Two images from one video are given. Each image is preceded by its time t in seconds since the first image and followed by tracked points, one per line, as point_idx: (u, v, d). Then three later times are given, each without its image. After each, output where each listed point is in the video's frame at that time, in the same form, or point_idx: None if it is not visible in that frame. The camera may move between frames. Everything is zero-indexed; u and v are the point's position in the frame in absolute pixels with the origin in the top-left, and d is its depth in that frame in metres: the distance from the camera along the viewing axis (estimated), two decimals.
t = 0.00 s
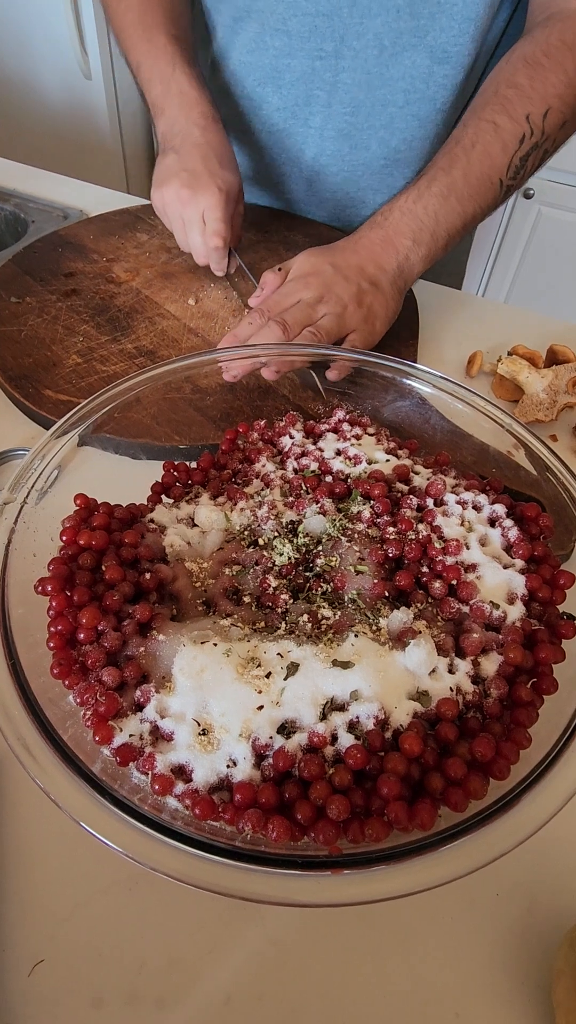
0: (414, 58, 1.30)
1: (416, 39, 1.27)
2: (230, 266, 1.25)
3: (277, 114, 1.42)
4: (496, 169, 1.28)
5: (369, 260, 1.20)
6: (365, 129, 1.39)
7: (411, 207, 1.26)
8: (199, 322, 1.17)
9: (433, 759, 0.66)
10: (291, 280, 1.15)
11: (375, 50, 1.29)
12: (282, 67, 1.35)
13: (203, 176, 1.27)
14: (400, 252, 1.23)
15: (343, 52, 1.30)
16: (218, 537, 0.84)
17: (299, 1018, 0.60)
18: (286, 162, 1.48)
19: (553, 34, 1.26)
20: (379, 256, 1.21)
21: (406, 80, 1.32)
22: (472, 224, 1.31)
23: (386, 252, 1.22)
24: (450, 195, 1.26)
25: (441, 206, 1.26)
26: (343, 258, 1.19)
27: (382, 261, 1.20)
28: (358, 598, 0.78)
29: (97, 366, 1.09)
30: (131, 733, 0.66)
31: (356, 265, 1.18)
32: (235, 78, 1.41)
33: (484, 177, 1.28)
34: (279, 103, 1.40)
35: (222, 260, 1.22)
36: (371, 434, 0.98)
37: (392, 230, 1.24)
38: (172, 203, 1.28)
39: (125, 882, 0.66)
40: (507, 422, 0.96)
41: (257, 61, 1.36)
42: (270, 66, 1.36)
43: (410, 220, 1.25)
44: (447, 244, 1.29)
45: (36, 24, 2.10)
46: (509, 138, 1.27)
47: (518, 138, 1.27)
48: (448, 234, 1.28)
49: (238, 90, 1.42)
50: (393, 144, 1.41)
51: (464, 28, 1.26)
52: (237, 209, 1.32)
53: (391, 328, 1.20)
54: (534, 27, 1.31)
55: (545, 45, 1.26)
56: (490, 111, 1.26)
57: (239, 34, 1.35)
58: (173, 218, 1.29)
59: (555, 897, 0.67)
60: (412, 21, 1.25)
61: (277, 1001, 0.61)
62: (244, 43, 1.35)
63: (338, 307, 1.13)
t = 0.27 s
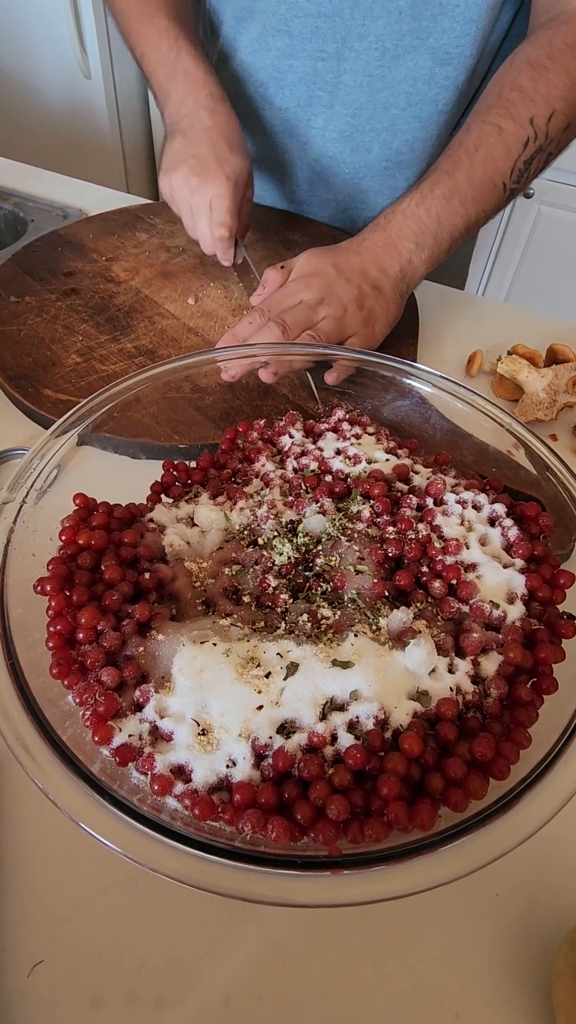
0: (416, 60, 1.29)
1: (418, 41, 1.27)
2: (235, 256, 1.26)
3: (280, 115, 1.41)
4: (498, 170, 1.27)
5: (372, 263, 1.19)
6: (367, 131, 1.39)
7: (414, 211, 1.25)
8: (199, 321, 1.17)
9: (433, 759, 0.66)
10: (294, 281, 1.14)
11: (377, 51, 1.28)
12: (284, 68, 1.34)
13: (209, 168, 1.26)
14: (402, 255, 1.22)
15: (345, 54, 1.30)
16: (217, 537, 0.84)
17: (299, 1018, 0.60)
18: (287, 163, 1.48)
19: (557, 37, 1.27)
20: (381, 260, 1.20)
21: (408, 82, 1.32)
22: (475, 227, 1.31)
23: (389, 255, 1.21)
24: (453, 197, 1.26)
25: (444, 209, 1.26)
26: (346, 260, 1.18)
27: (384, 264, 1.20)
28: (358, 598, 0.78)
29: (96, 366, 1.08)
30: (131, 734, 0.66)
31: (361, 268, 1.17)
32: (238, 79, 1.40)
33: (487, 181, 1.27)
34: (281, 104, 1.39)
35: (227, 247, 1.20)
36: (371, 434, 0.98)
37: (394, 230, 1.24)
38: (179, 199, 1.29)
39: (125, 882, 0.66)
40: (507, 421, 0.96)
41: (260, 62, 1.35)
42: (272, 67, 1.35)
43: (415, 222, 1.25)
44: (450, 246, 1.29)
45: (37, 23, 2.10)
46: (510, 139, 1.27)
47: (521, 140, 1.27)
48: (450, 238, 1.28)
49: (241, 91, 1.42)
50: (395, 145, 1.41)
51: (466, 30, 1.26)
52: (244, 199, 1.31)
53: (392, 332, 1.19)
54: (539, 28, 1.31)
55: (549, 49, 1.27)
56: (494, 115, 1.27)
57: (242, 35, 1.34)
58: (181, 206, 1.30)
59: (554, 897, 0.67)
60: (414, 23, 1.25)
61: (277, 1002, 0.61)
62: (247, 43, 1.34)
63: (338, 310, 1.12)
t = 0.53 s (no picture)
0: (415, 60, 1.29)
1: (418, 41, 1.27)
2: (242, 266, 1.25)
3: (279, 115, 1.41)
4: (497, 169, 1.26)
5: (373, 266, 1.19)
6: (367, 131, 1.38)
7: (416, 213, 1.25)
8: (198, 321, 1.16)
9: (433, 759, 0.66)
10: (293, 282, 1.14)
11: (376, 51, 1.28)
12: (283, 67, 1.34)
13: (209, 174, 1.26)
14: (404, 259, 1.21)
15: (344, 54, 1.30)
16: (216, 537, 0.83)
17: (298, 1018, 0.60)
18: (287, 163, 1.47)
19: (560, 38, 1.26)
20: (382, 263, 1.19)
21: (408, 82, 1.31)
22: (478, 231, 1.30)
23: (390, 258, 1.20)
24: (456, 199, 1.25)
25: (447, 212, 1.25)
26: (346, 262, 1.19)
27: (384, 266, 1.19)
28: (358, 597, 0.78)
29: (95, 366, 1.08)
30: (129, 735, 0.65)
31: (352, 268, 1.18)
32: (237, 80, 1.41)
33: (491, 183, 1.27)
34: (279, 104, 1.39)
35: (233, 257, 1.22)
36: (370, 434, 0.98)
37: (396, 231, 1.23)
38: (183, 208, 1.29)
39: (124, 883, 0.66)
40: (507, 420, 0.96)
41: (258, 62, 1.36)
42: (271, 67, 1.35)
43: (416, 223, 1.24)
44: (454, 250, 1.28)
45: (38, 23, 2.09)
46: (512, 140, 1.26)
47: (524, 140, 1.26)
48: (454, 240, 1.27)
49: (239, 92, 1.42)
50: (395, 146, 1.40)
51: (466, 30, 1.25)
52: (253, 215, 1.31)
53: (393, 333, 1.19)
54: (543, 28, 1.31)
55: (552, 50, 1.26)
56: (497, 116, 1.26)
57: (241, 35, 1.35)
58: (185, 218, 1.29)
59: (555, 897, 0.67)
60: (414, 23, 1.24)
61: (277, 1003, 0.61)
62: (245, 44, 1.35)
63: (334, 310, 1.12)
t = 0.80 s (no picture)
0: (410, 57, 1.29)
1: (412, 38, 1.26)
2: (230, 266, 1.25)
3: (272, 113, 1.41)
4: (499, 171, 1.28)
5: (370, 265, 1.19)
6: (361, 129, 1.39)
7: (413, 205, 1.25)
8: (197, 320, 1.16)
9: (432, 758, 0.66)
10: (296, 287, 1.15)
11: (370, 49, 1.28)
12: (277, 64, 1.34)
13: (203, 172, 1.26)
14: (400, 253, 1.22)
15: (338, 51, 1.29)
16: (216, 536, 0.83)
17: (299, 1018, 0.60)
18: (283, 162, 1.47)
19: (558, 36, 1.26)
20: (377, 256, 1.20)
21: (402, 79, 1.31)
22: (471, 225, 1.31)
23: (387, 254, 1.21)
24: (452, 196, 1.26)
25: (443, 206, 1.26)
26: (342, 254, 1.19)
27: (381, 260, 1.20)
28: (357, 597, 0.78)
29: (95, 366, 1.08)
30: (129, 734, 0.66)
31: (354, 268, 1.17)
32: (230, 77, 1.40)
33: (488, 180, 1.27)
34: (273, 102, 1.39)
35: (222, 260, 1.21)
36: (370, 433, 0.97)
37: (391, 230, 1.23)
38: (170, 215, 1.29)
39: (124, 883, 0.66)
40: (506, 419, 0.96)
41: (252, 59, 1.35)
42: (265, 64, 1.35)
43: (414, 222, 1.24)
44: (449, 242, 1.29)
45: (36, 23, 2.09)
46: (510, 140, 1.26)
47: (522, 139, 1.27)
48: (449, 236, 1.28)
49: (232, 89, 1.42)
50: (390, 144, 1.41)
51: (461, 26, 1.26)
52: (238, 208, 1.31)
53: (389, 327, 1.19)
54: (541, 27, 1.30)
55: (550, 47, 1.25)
56: (494, 115, 1.26)
57: (233, 32, 1.35)
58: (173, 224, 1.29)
59: (554, 897, 0.67)
60: (409, 19, 1.24)
61: (277, 1002, 0.61)
62: (238, 41, 1.35)
63: (337, 305, 1.13)
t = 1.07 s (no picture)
0: (405, 58, 1.30)
1: (407, 40, 1.28)
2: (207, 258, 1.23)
3: (268, 114, 1.41)
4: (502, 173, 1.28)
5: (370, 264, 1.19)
6: (356, 133, 1.38)
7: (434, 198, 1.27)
8: (197, 320, 1.16)
9: (432, 759, 0.66)
10: (307, 294, 1.16)
11: (367, 52, 1.28)
12: (274, 65, 1.33)
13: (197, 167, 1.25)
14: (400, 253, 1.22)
15: (334, 53, 1.29)
16: (215, 536, 0.83)
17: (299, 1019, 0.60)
18: (279, 161, 1.47)
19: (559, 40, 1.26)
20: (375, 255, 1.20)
21: (397, 80, 1.32)
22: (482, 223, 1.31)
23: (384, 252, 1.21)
24: (476, 191, 1.27)
25: (467, 200, 1.27)
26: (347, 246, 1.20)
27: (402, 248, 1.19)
28: (357, 597, 0.78)
29: (94, 366, 1.08)
30: (128, 734, 0.65)
31: (364, 259, 1.15)
32: (226, 78, 1.40)
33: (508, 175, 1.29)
34: (270, 103, 1.39)
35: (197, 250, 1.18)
36: (369, 433, 0.97)
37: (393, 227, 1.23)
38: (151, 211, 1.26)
39: (124, 883, 0.66)
40: (506, 419, 0.96)
41: (248, 60, 1.35)
42: (262, 64, 1.34)
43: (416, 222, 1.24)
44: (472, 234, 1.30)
45: (34, 22, 2.09)
46: (509, 141, 1.27)
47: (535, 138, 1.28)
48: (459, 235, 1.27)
49: (229, 89, 1.41)
50: (385, 142, 1.41)
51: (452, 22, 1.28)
52: (218, 202, 1.30)
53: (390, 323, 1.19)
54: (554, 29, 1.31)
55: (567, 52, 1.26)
56: (515, 114, 1.27)
57: (229, 33, 1.34)
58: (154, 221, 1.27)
59: (554, 897, 0.67)
60: (405, 24, 1.25)
61: (276, 1003, 0.61)
62: (234, 41, 1.34)
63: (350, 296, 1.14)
